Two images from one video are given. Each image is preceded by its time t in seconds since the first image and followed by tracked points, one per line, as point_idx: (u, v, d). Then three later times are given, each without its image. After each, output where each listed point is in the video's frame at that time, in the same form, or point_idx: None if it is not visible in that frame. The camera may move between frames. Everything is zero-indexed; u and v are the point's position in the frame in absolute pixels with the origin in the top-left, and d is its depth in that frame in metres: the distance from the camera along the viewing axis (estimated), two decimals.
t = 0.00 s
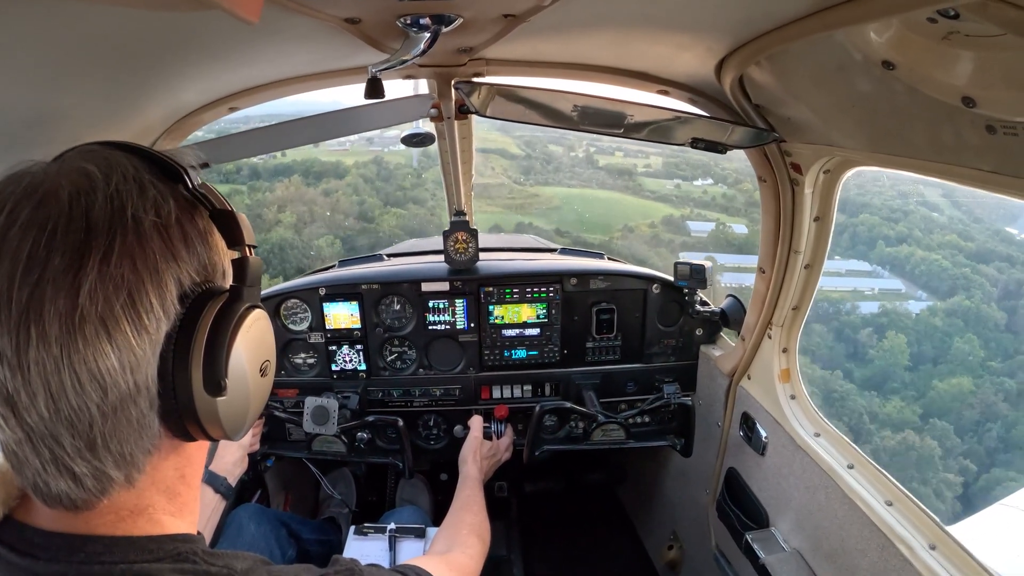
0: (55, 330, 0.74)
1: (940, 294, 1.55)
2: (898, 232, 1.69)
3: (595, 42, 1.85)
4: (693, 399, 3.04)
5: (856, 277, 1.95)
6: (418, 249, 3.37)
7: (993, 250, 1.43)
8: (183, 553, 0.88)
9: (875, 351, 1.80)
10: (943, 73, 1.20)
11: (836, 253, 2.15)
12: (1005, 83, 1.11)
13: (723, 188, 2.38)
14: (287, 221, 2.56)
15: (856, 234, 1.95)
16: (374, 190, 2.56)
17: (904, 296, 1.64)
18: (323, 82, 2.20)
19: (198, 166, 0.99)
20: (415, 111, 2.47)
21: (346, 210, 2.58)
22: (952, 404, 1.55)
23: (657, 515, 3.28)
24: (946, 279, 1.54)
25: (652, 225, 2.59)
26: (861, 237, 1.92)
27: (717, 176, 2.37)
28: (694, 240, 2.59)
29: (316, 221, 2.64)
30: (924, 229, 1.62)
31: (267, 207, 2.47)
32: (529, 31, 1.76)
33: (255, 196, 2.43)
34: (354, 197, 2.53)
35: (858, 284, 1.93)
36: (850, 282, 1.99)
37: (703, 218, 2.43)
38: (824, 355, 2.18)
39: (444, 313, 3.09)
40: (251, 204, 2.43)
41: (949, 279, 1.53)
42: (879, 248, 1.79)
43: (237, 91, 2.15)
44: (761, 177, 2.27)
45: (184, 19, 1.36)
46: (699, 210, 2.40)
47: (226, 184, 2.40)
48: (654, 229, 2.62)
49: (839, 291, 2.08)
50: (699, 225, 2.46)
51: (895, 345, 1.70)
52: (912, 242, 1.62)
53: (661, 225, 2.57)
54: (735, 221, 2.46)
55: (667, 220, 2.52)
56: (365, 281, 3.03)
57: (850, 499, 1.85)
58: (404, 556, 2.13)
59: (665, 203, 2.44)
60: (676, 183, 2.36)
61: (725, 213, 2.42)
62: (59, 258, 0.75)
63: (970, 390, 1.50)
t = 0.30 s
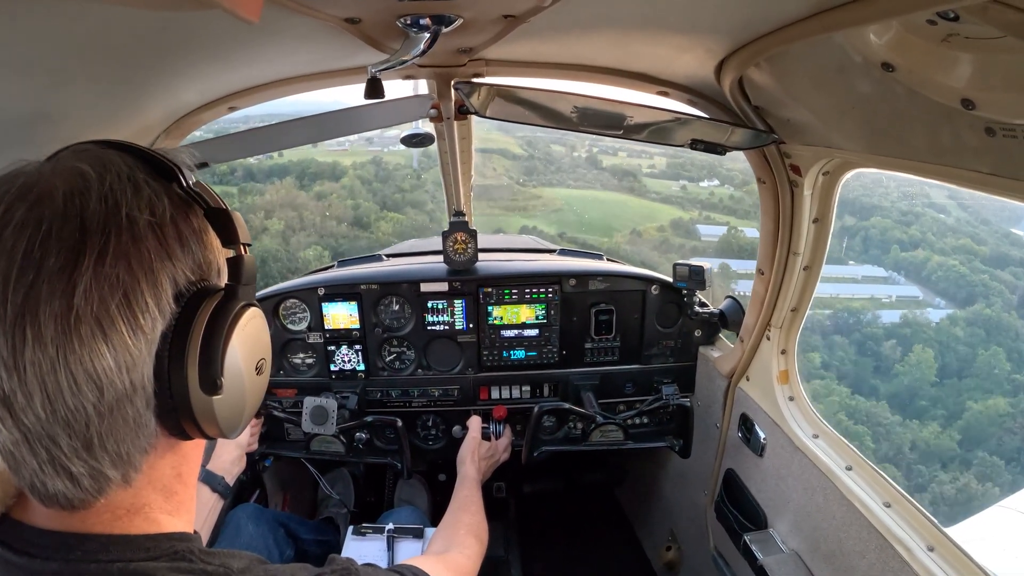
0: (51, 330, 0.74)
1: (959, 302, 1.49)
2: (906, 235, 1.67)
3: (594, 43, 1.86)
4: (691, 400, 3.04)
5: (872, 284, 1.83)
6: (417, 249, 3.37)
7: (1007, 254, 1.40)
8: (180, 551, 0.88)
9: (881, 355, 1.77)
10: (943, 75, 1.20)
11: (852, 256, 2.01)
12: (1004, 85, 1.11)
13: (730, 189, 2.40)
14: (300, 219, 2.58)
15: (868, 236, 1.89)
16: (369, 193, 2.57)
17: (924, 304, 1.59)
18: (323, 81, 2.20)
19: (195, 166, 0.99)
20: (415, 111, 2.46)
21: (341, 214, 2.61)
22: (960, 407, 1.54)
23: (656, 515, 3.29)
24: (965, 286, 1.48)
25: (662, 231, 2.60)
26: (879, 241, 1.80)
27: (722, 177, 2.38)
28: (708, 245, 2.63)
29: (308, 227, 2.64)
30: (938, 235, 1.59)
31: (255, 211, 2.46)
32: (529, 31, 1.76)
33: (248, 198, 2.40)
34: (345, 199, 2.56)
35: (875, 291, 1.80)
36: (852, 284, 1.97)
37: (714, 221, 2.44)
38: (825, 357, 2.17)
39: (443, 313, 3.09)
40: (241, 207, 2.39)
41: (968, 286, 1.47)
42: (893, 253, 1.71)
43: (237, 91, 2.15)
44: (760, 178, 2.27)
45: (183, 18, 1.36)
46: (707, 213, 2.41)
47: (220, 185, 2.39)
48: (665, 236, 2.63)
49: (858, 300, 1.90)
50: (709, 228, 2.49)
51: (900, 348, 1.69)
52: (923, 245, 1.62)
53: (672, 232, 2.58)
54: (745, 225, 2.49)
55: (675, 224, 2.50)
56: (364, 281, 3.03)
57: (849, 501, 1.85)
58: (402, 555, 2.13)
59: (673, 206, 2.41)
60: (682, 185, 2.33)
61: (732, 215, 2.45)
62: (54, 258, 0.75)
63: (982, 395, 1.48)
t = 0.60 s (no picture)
0: (46, 327, 0.74)
1: (978, 310, 1.43)
2: (922, 239, 1.59)
3: (594, 44, 1.86)
4: (689, 401, 3.04)
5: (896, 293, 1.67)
6: (415, 249, 3.37)
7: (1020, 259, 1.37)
8: (176, 549, 0.88)
9: (891, 364, 1.73)
10: (943, 78, 1.20)
11: (869, 262, 1.83)
12: (1004, 88, 1.11)
13: (737, 190, 2.40)
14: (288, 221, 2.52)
15: (886, 242, 1.73)
16: (365, 195, 2.60)
17: (942, 312, 1.52)
18: (323, 81, 2.20)
19: (192, 164, 0.99)
20: (415, 111, 2.45)
21: (331, 222, 2.62)
22: (984, 421, 1.47)
23: (653, 516, 3.29)
24: (983, 293, 1.43)
25: (673, 236, 2.63)
26: (904, 247, 1.64)
27: (729, 178, 2.38)
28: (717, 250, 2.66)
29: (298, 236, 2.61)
30: (953, 237, 1.51)
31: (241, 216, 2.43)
32: (529, 32, 1.76)
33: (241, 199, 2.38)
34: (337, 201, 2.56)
35: (894, 300, 1.68)
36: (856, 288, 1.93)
37: (725, 225, 2.46)
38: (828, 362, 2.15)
39: (442, 313, 3.09)
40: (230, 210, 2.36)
41: (986, 294, 1.43)
42: (909, 258, 1.62)
43: (236, 90, 2.14)
44: (759, 180, 2.27)
45: (183, 16, 1.36)
46: (718, 217, 2.41)
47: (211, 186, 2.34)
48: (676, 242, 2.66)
49: (878, 310, 1.74)
50: (723, 234, 2.51)
51: (925, 363, 1.60)
52: (938, 251, 1.54)
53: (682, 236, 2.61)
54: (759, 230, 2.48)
55: (686, 228, 2.51)
56: (362, 281, 3.03)
57: (847, 503, 1.85)
58: (400, 555, 2.12)
59: (677, 207, 2.40)
60: (688, 186, 2.33)
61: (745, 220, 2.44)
62: (49, 256, 0.75)
63: (1004, 408, 1.43)
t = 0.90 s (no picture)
0: (40, 323, 0.74)
1: (1000, 318, 1.41)
2: (936, 243, 1.59)
3: (593, 45, 1.86)
4: (688, 402, 3.05)
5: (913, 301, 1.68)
6: (415, 249, 3.37)
7: None
8: (172, 547, 0.88)
9: (918, 379, 1.68)
10: (942, 80, 1.20)
11: (886, 268, 1.77)
12: (1003, 90, 1.11)
13: (746, 192, 2.41)
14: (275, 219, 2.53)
15: (896, 244, 1.73)
16: (361, 197, 2.58)
17: (960, 319, 1.50)
18: (323, 80, 2.20)
19: (190, 163, 0.99)
20: (414, 111, 2.46)
21: (323, 229, 2.68)
22: (1018, 443, 1.41)
23: (651, 517, 3.29)
24: (1004, 301, 1.40)
25: (686, 241, 2.64)
26: (919, 251, 1.64)
27: (737, 180, 2.41)
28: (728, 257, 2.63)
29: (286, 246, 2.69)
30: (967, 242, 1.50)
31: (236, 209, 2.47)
32: (529, 32, 1.76)
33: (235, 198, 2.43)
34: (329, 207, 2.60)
35: (915, 309, 1.65)
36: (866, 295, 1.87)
37: (736, 229, 2.48)
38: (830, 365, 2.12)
39: (441, 313, 3.09)
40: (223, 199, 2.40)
41: (1007, 301, 1.39)
42: (925, 264, 1.63)
43: (236, 89, 2.14)
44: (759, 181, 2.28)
45: (184, 15, 1.36)
46: (728, 220, 2.44)
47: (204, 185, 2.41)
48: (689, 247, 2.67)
49: (901, 320, 1.71)
50: (734, 240, 2.52)
51: (954, 378, 1.56)
52: (953, 255, 1.53)
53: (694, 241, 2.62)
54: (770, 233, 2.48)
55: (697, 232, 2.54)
56: (361, 280, 3.03)
57: (845, 504, 1.85)
58: (398, 555, 2.12)
59: (687, 210, 2.42)
60: (695, 187, 2.36)
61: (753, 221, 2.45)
62: (44, 251, 0.75)
63: None
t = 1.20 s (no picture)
0: (37, 321, 0.74)
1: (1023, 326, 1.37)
2: (951, 247, 1.55)
3: (593, 45, 1.86)
4: (686, 403, 3.05)
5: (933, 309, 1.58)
6: (414, 249, 3.37)
7: None
8: (170, 546, 0.88)
9: (947, 398, 1.60)
10: (942, 82, 1.20)
11: (902, 274, 1.69)
12: (1003, 93, 1.11)
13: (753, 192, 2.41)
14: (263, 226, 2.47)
15: (910, 249, 1.65)
16: (356, 201, 2.56)
17: (982, 329, 1.46)
18: (323, 80, 2.20)
19: (188, 163, 0.99)
20: (414, 111, 2.46)
21: (313, 234, 2.63)
22: None
23: (649, 517, 3.30)
24: None
25: (698, 246, 2.65)
26: (935, 256, 1.59)
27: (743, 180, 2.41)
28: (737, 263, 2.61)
29: (269, 258, 2.71)
30: (984, 245, 1.46)
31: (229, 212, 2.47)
32: (529, 32, 1.76)
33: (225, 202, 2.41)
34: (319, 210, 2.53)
35: (935, 317, 1.57)
36: (878, 304, 1.80)
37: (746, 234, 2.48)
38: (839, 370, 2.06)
39: (440, 313, 3.09)
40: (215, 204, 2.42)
41: None
42: (943, 268, 1.56)
43: (236, 88, 2.14)
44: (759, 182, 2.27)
45: (184, 13, 1.36)
46: (737, 222, 2.46)
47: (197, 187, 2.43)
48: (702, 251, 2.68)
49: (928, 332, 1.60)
50: (744, 243, 2.51)
51: (986, 396, 1.49)
52: (971, 260, 1.49)
53: (706, 246, 2.62)
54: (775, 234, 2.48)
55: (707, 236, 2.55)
56: (360, 279, 3.03)
57: (843, 505, 1.86)
58: (396, 554, 2.12)
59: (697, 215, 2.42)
60: (703, 189, 2.36)
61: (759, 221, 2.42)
62: (42, 249, 0.75)
63: None
